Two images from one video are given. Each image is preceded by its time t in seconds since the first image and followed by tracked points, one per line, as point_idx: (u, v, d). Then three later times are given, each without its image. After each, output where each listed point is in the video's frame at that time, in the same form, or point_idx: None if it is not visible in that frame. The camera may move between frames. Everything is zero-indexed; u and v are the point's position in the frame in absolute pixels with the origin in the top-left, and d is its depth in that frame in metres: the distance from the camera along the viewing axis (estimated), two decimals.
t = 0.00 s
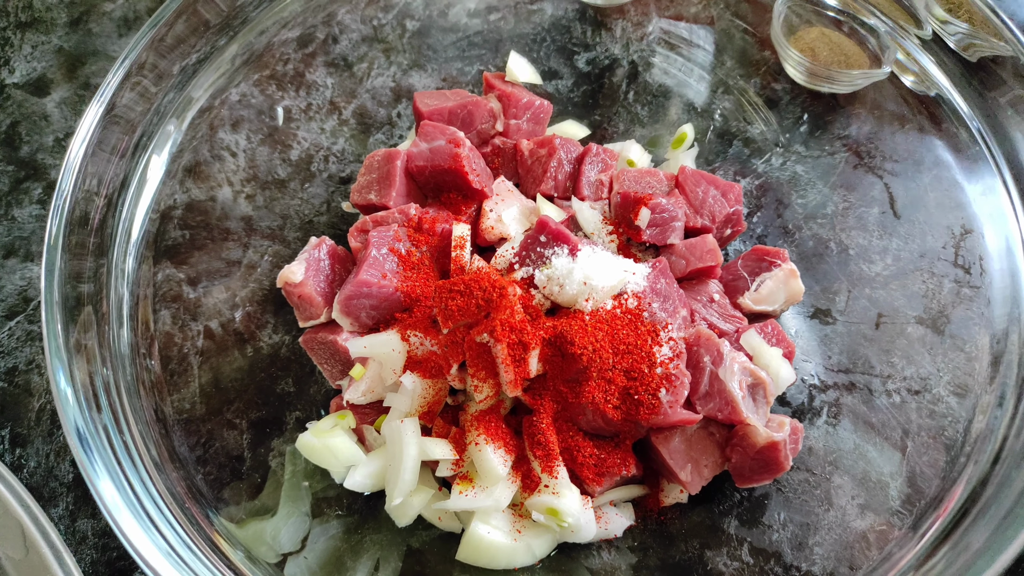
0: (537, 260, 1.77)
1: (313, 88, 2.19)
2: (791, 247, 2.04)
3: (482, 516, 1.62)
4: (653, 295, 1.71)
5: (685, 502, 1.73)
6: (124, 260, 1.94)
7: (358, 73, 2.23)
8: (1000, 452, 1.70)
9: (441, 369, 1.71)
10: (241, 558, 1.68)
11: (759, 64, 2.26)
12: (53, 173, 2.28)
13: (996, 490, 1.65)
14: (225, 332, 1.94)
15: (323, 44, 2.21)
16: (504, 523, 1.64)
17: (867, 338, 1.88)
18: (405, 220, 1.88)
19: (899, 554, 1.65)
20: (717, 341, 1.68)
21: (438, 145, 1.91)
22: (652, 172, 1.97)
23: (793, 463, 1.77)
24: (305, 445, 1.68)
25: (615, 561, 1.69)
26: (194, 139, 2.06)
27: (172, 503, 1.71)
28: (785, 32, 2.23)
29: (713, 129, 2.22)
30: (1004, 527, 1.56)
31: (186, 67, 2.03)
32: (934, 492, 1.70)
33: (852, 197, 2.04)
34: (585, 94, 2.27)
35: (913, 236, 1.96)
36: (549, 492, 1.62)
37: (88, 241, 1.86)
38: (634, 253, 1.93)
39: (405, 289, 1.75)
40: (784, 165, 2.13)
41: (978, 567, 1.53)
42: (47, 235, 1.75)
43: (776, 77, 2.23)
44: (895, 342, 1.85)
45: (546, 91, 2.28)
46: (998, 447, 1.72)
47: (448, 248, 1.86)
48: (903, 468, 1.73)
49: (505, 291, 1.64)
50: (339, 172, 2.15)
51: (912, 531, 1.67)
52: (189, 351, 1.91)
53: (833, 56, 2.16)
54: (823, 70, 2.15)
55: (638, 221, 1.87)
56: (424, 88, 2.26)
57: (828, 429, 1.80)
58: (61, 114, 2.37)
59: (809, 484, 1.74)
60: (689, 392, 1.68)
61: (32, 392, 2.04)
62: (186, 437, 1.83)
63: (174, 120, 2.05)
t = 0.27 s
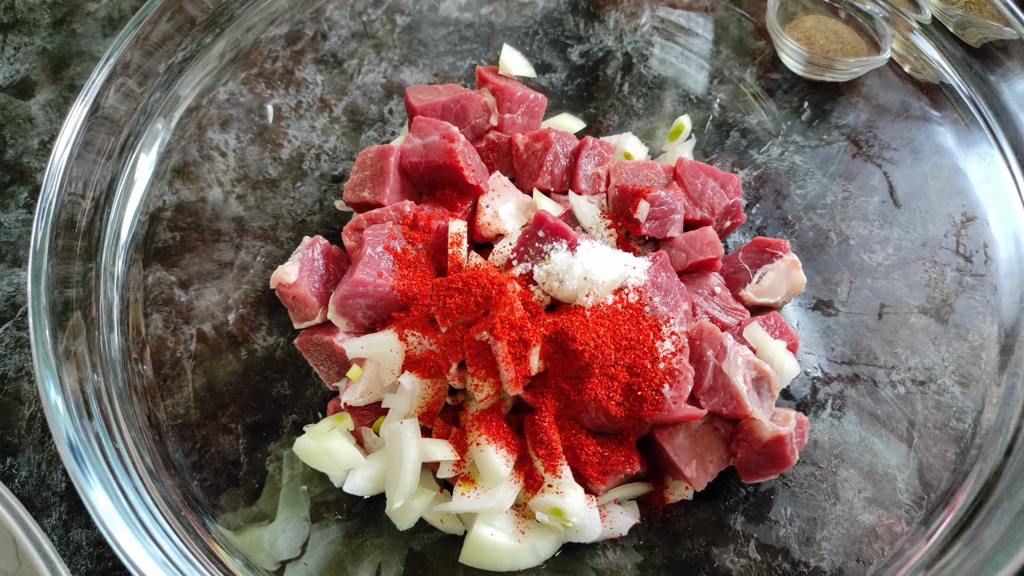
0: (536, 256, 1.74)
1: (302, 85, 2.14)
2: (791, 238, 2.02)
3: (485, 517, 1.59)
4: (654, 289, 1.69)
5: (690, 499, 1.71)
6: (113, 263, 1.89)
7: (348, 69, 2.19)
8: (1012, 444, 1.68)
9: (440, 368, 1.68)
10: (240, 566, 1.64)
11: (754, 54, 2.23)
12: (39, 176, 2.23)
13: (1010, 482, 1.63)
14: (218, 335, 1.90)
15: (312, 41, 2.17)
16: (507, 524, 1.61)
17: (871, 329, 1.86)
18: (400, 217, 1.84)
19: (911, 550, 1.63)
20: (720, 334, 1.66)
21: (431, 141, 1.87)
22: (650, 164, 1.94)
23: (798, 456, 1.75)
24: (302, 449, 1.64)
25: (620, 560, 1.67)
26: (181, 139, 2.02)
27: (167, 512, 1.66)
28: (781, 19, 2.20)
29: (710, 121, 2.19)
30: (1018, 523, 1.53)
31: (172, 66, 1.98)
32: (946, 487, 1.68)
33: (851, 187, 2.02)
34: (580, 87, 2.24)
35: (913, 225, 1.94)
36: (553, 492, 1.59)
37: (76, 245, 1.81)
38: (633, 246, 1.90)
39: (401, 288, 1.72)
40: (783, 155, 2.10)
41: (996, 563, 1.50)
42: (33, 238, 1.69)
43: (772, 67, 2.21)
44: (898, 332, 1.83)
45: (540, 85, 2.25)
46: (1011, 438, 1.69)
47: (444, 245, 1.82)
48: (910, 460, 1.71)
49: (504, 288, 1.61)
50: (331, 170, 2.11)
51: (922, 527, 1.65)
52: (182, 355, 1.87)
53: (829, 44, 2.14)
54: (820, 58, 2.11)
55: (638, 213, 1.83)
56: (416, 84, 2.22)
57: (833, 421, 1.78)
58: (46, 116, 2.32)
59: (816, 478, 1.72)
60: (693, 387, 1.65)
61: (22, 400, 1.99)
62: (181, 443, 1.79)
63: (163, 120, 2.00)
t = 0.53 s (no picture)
0: (540, 258, 1.73)
1: (303, 87, 2.13)
2: (795, 239, 2.01)
3: (492, 520, 1.58)
4: (660, 290, 1.68)
5: (697, 501, 1.70)
6: (116, 266, 1.88)
7: (349, 71, 2.18)
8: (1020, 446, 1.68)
9: (445, 371, 1.67)
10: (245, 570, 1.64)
11: (756, 54, 2.23)
12: (39, 179, 2.22)
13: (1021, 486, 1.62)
14: (220, 338, 1.89)
15: (312, 43, 2.16)
16: (514, 527, 1.60)
17: (875, 329, 1.85)
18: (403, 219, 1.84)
19: (920, 553, 1.62)
20: (726, 336, 1.65)
21: (434, 142, 1.86)
22: (653, 165, 1.94)
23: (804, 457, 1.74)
24: (307, 452, 1.63)
25: (627, 562, 1.66)
26: (182, 142, 2.01)
27: (173, 516, 1.66)
28: (782, 20, 2.20)
29: (713, 121, 2.18)
30: None
31: (173, 68, 1.97)
32: (955, 489, 1.68)
33: (855, 187, 2.02)
34: (581, 88, 2.23)
35: (916, 225, 1.94)
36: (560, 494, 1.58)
37: (79, 248, 1.80)
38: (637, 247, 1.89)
39: (406, 290, 1.72)
40: (785, 155, 2.10)
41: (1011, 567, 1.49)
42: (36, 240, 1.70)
43: (773, 68, 2.21)
44: (902, 333, 1.83)
45: (541, 86, 2.25)
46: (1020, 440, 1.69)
47: (448, 247, 1.81)
48: (916, 460, 1.71)
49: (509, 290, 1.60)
50: (332, 172, 2.10)
51: (932, 529, 1.65)
52: (185, 358, 1.86)
53: (830, 44, 2.13)
54: (821, 58, 2.12)
55: (643, 215, 1.83)
56: (417, 85, 2.22)
57: (838, 422, 1.77)
58: (45, 119, 2.30)
59: (822, 478, 1.72)
60: (699, 388, 1.65)
61: (23, 404, 1.98)
62: (186, 447, 1.78)
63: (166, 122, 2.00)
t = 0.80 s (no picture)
0: (546, 258, 1.73)
1: (307, 88, 2.13)
2: (801, 238, 2.00)
3: (499, 521, 1.58)
4: (666, 289, 1.68)
5: (704, 500, 1.70)
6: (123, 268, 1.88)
7: (352, 71, 2.18)
8: None
9: (452, 372, 1.67)
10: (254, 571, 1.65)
11: (760, 53, 2.23)
12: (43, 182, 2.22)
13: None
14: (226, 340, 1.88)
15: (316, 44, 2.16)
16: (521, 528, 1.60)
17: (882, 328, 1.85)
18: (409, 220, 1.84)
19: (931, 553, 1.63)
20: (732, 335, 1.65)
21: (440, 143, 1.86)
22: (659, 165, 1.94)
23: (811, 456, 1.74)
24: (315, 453, 1.64)
25: (635, 562, 1.66)
26: (187, 144, 2.01)
27: (182, 518, 1.67)
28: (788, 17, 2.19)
29: (718, 120, 2.18)
30: None
31: (177, 70, 1.97)
32: (964, 489, 1.68)
33: (860, 185, 2.01)
34: (585, 87, 2.23)
35: (923, 223, 1.93)
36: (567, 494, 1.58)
37: (86, 249, 1.80)
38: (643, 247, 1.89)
39: (411, 291, 1.72)
40: (791, 154, 2.10)
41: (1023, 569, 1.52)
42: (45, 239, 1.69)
43: (778, 66, 2.21)
44: (908, 331, 1.83)
45: (546, 86, 2.24)
46: None
47: (454, 247, 1.82)
48: (924, 459, 1.70)
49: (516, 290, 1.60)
50: (336, 173, 2.09)
51: (942, 529, 1.65)
52: (191, 360, 1.85)
53: (837, 41, 2.12)
54: (827, 56, 2.10)
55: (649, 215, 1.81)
56: (421, 86, 2.21)
57: (845, 421, 1.77)
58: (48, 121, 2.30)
59: (830, 478, 1.71)
60: (706, 388, 1.64)
61: (29, 407, 1.98)
62: (193, 449, 1.78)
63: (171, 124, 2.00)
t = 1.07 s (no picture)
0: (545, 258, 1.72)
1: (305, 89, 2.13)
2: (800, 237, 1.99)
3: (499, 522, 1.58)
4: (665, 289, 1.67)
5: (704, 500, 1.70)
6: (120, 272, 1.88)
7: (350, 72, 2.17)
8: None
9: (451, 374, 1.66)
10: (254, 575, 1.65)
11: (758, 51, 2.23)
12: (41, 185, 2.22)
13: None
14: (225, 342, 1.88)
15: (313, 45, 2.15)
16: (522, 529, 1.60)
17: (882, 327, 1.85)
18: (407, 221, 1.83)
19: (932, 552, 1.63)
20: (732, 334, 1.65)
21: (438, 143, 1.85)
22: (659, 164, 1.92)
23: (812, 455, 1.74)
24: (314, 456, 1.63)
25: (636, 563, 1.65)
26: (184, 146, 2.00)
27: (181, 523, 1.68)
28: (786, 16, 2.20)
29: (716, 119, 2.17)
30: None
31: (174, 73, 1.97)
32: (965, 488, 1.67)
33: (860, 183, 2.01)
34: (583, 87, 2.23)
35: (923, 221, 1.93)
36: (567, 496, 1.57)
37: (82, 252, 1.81)
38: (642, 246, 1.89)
39: (410, 293, 1.71)
40: (790, 153, 2.10)
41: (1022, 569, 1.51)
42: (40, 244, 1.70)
43: (776, 65, 2.21)
44: (908, 329, 1.82)
45: (544, 86, 2.24)
46: None
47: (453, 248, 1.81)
48: (925, 458, 1.70)
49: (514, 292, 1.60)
50: (334, 174, 2.09)
51: (943, 528, 1.65)
52: (189, 363, 1.85)
53: (835, 40, 2.11)
54: (826, 55, 2.10)
55: (647, 214, 1.84)
56: (418, 86, 2.21)
57: (846, 420, 1.77)
58: (46, 124, 2.30)
59: (830, 477, 1.71)
60: (706, 388, 1.64)
61: (28, 411, 1.98)
62: (192, 453, 1.78)
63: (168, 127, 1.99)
